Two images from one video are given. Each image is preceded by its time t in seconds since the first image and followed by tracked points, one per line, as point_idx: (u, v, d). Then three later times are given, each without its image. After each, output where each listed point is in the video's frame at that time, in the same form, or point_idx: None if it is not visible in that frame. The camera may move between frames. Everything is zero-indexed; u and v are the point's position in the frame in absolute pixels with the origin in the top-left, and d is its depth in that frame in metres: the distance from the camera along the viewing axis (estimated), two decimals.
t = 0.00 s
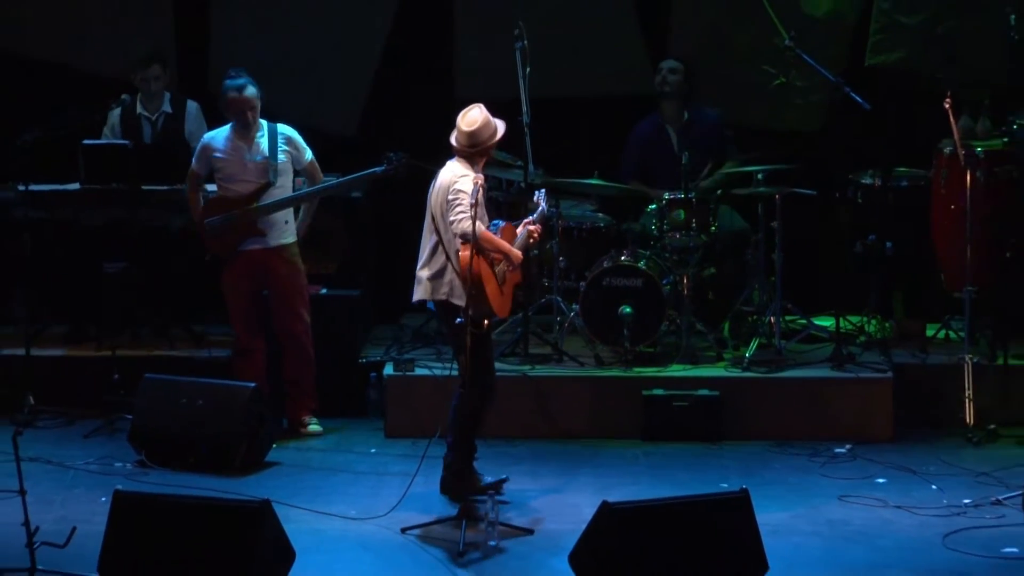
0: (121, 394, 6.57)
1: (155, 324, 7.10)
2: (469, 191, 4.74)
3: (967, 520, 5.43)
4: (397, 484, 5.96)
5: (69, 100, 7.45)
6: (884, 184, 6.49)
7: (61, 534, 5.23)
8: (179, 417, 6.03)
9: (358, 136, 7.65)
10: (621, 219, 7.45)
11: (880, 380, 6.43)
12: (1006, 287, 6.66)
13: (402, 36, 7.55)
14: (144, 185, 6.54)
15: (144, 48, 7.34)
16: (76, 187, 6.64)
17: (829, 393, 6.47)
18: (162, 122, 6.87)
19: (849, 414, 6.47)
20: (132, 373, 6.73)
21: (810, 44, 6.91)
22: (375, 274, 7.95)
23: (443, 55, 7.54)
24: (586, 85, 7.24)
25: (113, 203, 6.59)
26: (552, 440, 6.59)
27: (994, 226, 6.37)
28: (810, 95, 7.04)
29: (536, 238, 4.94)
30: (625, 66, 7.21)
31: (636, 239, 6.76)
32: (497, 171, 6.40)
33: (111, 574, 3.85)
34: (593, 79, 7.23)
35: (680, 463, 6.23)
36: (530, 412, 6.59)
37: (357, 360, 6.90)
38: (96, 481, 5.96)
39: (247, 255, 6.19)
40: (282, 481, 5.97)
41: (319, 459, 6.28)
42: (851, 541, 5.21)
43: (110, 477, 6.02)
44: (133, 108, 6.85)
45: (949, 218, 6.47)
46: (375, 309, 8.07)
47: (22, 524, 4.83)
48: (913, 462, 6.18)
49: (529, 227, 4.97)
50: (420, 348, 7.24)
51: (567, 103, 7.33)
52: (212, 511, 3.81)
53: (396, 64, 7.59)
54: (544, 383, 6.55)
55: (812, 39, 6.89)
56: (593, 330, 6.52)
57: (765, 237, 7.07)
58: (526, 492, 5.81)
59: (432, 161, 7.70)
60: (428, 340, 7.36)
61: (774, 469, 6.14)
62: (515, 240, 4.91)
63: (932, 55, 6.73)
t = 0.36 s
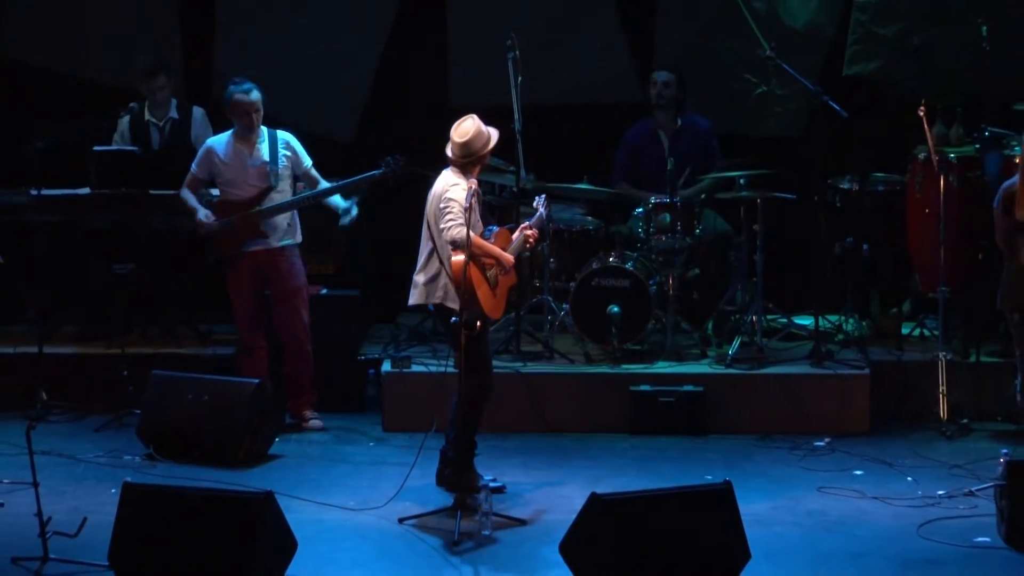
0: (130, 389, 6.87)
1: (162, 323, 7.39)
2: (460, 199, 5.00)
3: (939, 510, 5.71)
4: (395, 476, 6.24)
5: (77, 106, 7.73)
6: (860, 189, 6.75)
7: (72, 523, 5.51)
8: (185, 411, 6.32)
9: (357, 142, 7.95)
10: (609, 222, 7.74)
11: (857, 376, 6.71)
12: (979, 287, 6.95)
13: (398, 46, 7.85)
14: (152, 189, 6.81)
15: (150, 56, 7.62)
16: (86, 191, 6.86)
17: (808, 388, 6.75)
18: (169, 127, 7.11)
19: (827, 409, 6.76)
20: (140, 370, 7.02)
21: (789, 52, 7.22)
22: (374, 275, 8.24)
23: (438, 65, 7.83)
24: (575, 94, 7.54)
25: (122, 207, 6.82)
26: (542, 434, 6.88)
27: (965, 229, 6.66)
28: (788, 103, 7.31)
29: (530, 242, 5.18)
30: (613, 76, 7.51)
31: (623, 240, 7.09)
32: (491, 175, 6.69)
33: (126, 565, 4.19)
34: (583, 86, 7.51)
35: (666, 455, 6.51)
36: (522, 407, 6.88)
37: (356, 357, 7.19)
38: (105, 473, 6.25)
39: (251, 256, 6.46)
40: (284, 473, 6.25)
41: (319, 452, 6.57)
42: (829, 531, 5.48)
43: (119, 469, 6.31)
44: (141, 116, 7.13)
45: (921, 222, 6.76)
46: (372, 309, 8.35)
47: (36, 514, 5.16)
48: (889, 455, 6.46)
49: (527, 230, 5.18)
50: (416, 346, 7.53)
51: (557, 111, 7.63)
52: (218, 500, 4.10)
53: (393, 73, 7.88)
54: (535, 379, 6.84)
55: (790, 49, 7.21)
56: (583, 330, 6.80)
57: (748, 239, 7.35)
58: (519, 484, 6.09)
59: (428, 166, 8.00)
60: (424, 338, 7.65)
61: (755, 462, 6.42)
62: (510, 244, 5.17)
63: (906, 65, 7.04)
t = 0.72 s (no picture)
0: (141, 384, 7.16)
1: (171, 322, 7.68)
2: (456, 201, 5.27)
3: (918, 501, 5.99)
4: (396, 468, 6.53)
5: (86, 113, 8.00)
6: (842, 192, 7.21)
7: (87, 513, 5.81)
8: (194, 406, 6.61)
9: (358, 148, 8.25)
10: (601, 225, 8.04)
11: (839, 372, 7.00)
12: (954, 287, 7.26)
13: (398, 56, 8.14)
14: (162, 193, 7.11)
15: (157, 65, 7.90)
16: (99, 196, 7.16)
17: (792, 384, 7.04)
18: (180, 134, 7.41)
19: (810, 405, 7.05)
20: (151, 367, 7.30)
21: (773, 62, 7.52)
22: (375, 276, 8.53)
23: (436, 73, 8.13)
24: (569, 102, 7.83)
25: (133, 211, 7.13)
26: (537, 428, 7.17)
27: (942, 232, 6.95)
28: (773, 110, 7.62)
29: (525, 242, 5.38)
30: (604, 84, 7.80)
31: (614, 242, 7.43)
32: (487, 180, 7.00)
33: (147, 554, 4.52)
34: (575, 94, 7.80)
35: (656, 448, 6.79)
36: (517, 403, 7.16)
37: (358, 355, 7.49)
38: (117, 466, 6.53)
39: (263, 257, 6.76)
40: (290, 466, 6.54)
41: (323, 445, 6.86)
42: (812, 521, 5.75)
43: (131, 461, 6.61)
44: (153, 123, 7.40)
45: (899, 225, 7.06)
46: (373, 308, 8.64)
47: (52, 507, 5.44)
48: (869, 448, 6.75)
49: (523, 229, 5.39)
50: (415, 344, 7.82)
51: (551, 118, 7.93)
52: (229, 489, 4.40)
53: (393, 81, 8.18)
54: (531, 376, 7.13)
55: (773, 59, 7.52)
56: (575, 328, 7.08)
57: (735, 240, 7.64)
58: (515, 476, 6.37)
59: (427, 171, 8.29)
60: (423, 336, 7.94)
61: (741, 454, 6.70)
62: (506, 243, 5.47)
63: (885, 74, 7.33)
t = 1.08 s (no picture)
0: (152, 381, 7.47)
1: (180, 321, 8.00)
2: (452, 210, 5.58)
3: (898, 493, 6.23)
4: (397, 461, 6.83)
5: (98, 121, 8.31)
6: (825, 198, 7.40)
7: (100, 505, 6.10)
8: (203, 402, 6.90)
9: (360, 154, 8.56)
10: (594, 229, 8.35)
11: (822, 369, 7.29)
12: (933, 288, 7.57)
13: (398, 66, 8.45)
14: (173, 199, 7.43)
15: (166, 74, 8.21)
16: (111, 200, 7.49)
17: (776, 380, 7.33)
18: (190, 143, 7.74)
19: (794, 400, 7.34)
20: (162, 365, 7.60)
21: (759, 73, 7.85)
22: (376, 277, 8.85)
23: (436, 83, 8.43)
24: (563, 110, 8.13)
25: (145, 213, 7.45)
26: (532, 423, 7.47)
27: (921, 235, 7.25)
28: (759, 118, 7.94)
29: (519, 247, 5.69)
30: (597, 93, 8.11)
31: (605, 245, 7.75)
32: (484, 185, 7.30)
33: (165, 540, 4.83)
34: (569, 102, 8.10)
35: (646, 442, 7.06)
36: (513, 399, 7.47)
37: (360, 353, 7.80)
38: (129, 459, 6.83)
39: (285, 257, 7.05)
40: (295, 459, 6.83)
41: (327, 439, 7.17)
42: (796, 513, 5.96)
43: (143, 455, 6.90)
44: (164, 131, 7.75)
45: (879, 229, 7.36)
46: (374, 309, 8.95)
47: (67, 498, 5.72)
48: (851, 442, 7.04)
49: (519, 233, 5.70)
50: (416, 343, 8.13)
51: (547, 126, 8.25)
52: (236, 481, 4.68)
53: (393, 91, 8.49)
54: (526, 373, 7.43)
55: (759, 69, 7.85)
56: (569, 326, 7.38)
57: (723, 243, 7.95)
58: (511, 469, 6.64)
59: (427, 176, 8.60)
60: (424, 335, 8.25)
61: (728, 448, 6.98)
62: (501, 248, 5.75)
63: (866, 84, 7.63)
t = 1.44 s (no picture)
0: (167, 378, 7.77)
1: (193, 320, 8.32)
2: (451, 211, 5.87)
3: (884, 485, 6.50)
4: (403, 454, 7.13)
5: (111, 127, 8.60)
6: (814, 201, 7.69)
7: (117, 496, 6.37)
8: (216, 398, 7.20)
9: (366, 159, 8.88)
10: (592, 231, 8.67)
11: (811, 366, 7.59)
12: (917, 288, 7.89)
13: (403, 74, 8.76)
14: (188, 201, 7.72)
15: (178, 82, 8.51)
16: (128, 203, 7.78)
17: (766, 377, 7.63)
18: (206, 151, 8.08)
19: (784, 396, 7.64)
20: (175, 362, 7.91)
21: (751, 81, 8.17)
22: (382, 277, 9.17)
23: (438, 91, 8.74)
24: (562, 117, 8.43)
25: (160, 217, 7.74)
26: (532, 418, 7.78)
27: (905, 238, 7.55)
28: (750, 125, 8.26)
29: (517, 247, 6.00)
30: (593, 101, 8.41)
31: (604, 246, 8.02)
32: (486, 189, 7.63)
33: (183, 528, 5.10)
34: (567, 109, 8.41)
35: (642, 436, 7.35)
36: (514, 396, 7.77)
37: (367, 351, 8.12)
38: (145, 452, 7.13)
39: (307, 258, 7.40)
40: (304, 452, 7.13)
41: (335, 434, 7.47)
42: (786, 504, 6.18)
43: (159, 448, 7.21)
44: (182, 138, 8.09)
45: (865, 233, 7.67)
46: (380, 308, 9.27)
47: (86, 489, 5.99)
48: (838, 436, 7.33)
49: (516, 234, 6.01)
50: (420, 340, 8.44)
51: (546, 132, 8.56)
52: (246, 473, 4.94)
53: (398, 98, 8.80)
54: (526, 370, 7.73)
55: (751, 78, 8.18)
56: (567, 324, 7.69)
57: (715, 245, 8.26)
58: (512, 462, 6.93)
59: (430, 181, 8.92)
60: (428, 333, 8.57)
61: (720, 442, 7.27)
62: (500, 248, 6.09)
63: (853, 92, 7.96)
